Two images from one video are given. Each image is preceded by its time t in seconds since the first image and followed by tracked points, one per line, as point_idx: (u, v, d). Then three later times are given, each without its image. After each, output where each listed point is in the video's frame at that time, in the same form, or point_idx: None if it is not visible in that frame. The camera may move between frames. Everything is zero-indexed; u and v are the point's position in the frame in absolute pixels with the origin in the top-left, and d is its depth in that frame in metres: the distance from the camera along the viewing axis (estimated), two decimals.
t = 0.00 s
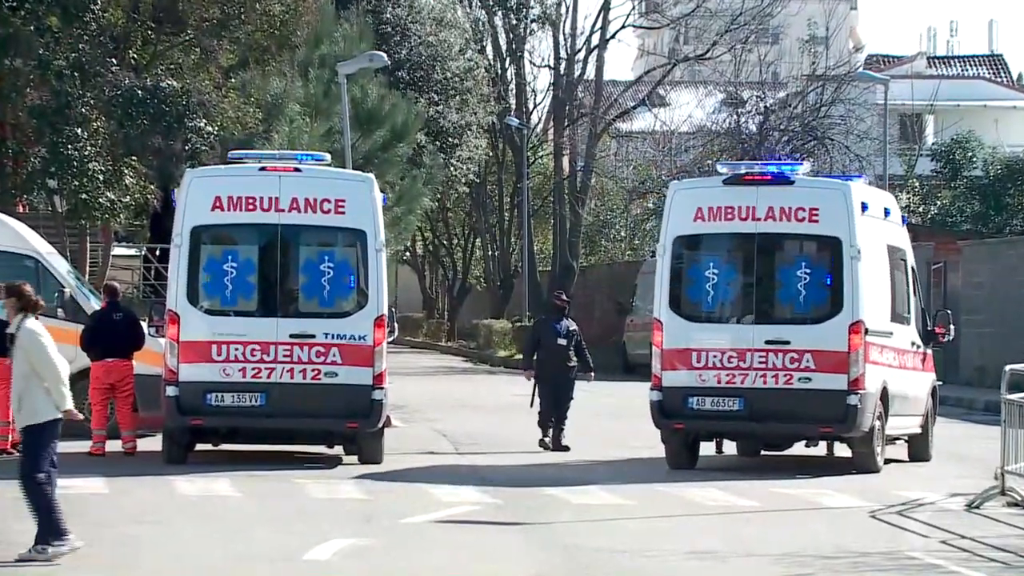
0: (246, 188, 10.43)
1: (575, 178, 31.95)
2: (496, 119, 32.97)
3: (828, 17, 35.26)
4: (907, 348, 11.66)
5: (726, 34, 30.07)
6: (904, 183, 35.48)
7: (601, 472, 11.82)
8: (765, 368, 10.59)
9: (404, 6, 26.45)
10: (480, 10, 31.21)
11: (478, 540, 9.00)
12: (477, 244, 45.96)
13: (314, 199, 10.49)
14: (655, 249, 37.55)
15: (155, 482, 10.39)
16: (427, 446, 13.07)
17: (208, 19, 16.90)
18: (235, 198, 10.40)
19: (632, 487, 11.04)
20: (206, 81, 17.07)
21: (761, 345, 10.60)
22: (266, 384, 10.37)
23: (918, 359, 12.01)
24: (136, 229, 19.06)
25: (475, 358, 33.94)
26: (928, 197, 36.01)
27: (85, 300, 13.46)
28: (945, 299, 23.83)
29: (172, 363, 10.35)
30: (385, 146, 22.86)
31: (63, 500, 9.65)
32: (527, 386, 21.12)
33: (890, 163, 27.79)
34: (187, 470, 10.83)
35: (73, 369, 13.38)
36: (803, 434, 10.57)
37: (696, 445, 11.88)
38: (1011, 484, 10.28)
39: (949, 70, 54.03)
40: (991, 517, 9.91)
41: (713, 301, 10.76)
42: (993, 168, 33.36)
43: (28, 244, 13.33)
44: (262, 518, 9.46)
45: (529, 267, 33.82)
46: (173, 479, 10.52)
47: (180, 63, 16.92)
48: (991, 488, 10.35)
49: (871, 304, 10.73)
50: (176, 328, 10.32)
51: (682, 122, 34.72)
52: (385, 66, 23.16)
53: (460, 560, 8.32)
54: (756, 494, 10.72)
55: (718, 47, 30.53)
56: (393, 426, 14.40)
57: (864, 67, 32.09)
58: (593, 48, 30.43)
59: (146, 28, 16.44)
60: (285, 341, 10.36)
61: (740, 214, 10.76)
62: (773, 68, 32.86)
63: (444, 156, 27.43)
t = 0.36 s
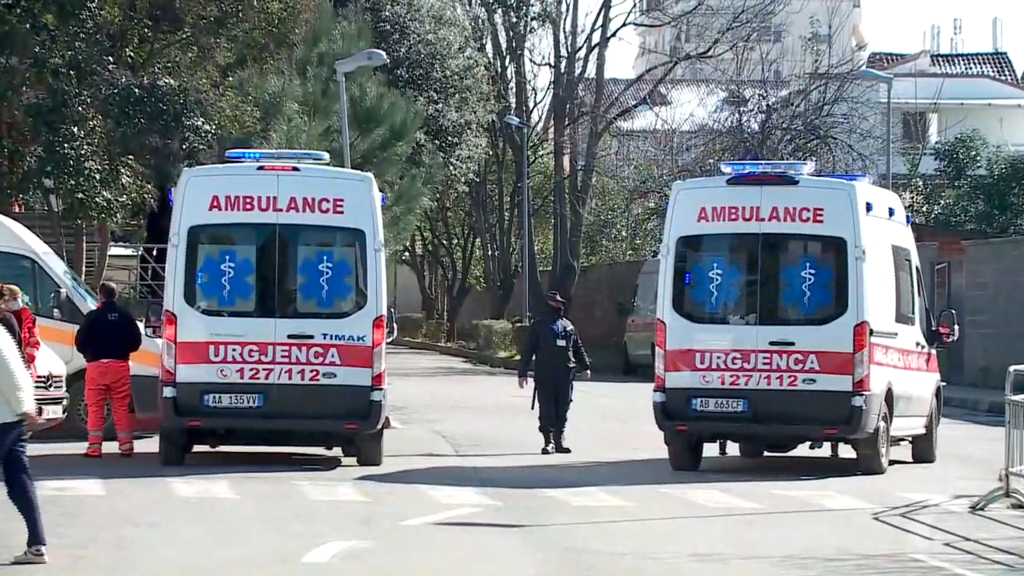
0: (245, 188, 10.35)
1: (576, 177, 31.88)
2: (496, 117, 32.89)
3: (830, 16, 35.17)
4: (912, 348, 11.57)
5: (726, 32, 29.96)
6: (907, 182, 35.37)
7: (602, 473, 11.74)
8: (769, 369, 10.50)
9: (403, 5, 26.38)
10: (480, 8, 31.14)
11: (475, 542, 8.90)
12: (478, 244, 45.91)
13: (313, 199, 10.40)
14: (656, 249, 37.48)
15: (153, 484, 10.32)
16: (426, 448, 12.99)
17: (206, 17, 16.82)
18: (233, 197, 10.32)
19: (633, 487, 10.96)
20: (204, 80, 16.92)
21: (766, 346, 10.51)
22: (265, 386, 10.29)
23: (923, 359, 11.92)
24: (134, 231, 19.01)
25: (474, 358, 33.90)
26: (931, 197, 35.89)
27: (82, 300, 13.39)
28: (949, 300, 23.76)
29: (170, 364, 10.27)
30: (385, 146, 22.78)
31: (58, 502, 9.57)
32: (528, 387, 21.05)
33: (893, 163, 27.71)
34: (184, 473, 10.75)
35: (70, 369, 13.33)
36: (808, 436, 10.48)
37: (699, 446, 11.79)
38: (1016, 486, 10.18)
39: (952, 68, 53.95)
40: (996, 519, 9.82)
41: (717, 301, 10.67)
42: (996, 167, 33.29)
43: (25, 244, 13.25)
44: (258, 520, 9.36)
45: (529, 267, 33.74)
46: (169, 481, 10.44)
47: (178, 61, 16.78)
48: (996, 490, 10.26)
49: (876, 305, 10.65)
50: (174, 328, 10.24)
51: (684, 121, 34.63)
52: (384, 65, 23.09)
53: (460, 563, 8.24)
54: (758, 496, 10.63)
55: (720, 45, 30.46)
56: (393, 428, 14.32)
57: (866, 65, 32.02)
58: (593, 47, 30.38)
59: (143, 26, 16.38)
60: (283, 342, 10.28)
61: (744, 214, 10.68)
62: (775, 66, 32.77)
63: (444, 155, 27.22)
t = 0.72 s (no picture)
0: (248, 188, 10.33)
1: (578, 177, 31.86)
2: (498, 117, 32.87)
3: (833, 15, 35.09)
4: (916, 349, 11.56)
5: (729, 32, 29.93)
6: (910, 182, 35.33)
7: (604, 473, 11.73)
8: (774, 370, 10.48)
9: (405, 5, 26.36)
10: (483, 8, 31.11)
11: (477, 543, 8.89)
12: (480, 244, 45.91)
13: (316, 199, 10.38)
14: (658, 249, 37.43)
15: (155, 484, 10.30)
16: (428, 449, 12.97)
17: (207, 16, 16.81)
18: (235, 198, 10.30)
19: (635, 488, 10.95)
20: (206, 79, 16.94)
21: (770, 347, 10.49)
22: (268, 387, 10.27)
23: (926, 360, 11.90)
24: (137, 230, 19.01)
25: (476, 359, 33.90)
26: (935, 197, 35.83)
27: (83, 300, 13.40)
28: (953, 301, 23.77)
29: (172, 364, 10.25)
30: (387, 146, 22.76)
31: (60, 502, 9.57)
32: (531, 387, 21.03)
33: (896, 162, 27.68)
34: (186, 473, 10.73)
35: (71, 370, 13.32)
36: (812, 436, 10.47)
37: (703, 447, 11.77)
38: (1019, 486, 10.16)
39: (955, 68, 53.91)
40: (1000, 521, 9.79)
41: (721, 301, 10.65)
42: (1000, 167, 33.26)
43: (27, 244, 13.23)
44: (260, 520, 9.34)
45: (532, 267, 33.73)
46: (172, 482, 10.43)
47: (180, 60, 16.78)
48: (999, 491, 10.24)
49: (880, 306, 10.63)
50: (175, 329, 10.22)
51: (686, 121, 34.61)
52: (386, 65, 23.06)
53: (462, 564, 8.21)
54: (762, 497, 10.61)
55: (723, 45, 30.41)
56: (395, 428, 14.31)
57: (870, 65, 31.97)
58: (595, 47, 30.40)
59: (144, 26, 16.36)
60: (286, 342, 10.26)
61: (748, 215, 10.65)
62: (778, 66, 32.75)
63: (445, 154, 27.30)
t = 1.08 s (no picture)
0: (252, 188, 10.33)
1: (581, 176, 31.86)
2: (501, 117, 32.84)
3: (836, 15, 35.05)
4: (919, 349, 11.56)
5: (732, 31, 29.91)
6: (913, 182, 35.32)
7: (606, 474, 11.73)
8: (778, 369, 10.48)
9: (408, 5, 26.32)
10: (486, 8, 31.11)
11: (480, 543, 8.89)
12: (482, 244, 45.92)
13: (319, 198, 10.38)
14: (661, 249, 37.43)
15: (159, 484, 10.30)
16: (431, 449, 12.98)
17: (211, 17, 16.78)
18: (238, 198, 10.30)
19: (638, 488, 10.95)
20: (209, 80, 16.93)
21: (774, 347, 10.49)
22: (272, 387, 10.27)
23: (930, 360, 11.90)
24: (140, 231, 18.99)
25: (479, 360, 33.90)
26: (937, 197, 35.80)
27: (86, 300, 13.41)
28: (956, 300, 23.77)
29: (176, 364, 10.25)
30: (390, 146, 22.76)
31: (63, 502, 9.57)
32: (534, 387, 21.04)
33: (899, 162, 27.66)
34: (189, 473, 10.73)
35: (74, 369, 13.33)
36: (816, 436, 10.47)
37: (706, 446, 11.77)
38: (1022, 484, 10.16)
39: (958, 68, 53.90)
40: (1003, 520, 9.79)
41: (725, 301, 10.64)
42: (1003, 167, 33.28)
43: (29, 244, 13.22)
44: (263, 520, 9.34)
45: (535, 267, 33.74)
46: (176, 482, 10.42)
47: (183, 61, 16.79)
48: (1002, 491, 10.23)
49: (884, 306, 10.63)
50: (179, 329, 10.22)
51: (689, 121, 34.60)
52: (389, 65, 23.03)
53: (465, 564, 8.21)
54: (765, 497, 10.61)
55: (726, 45, 30.41)
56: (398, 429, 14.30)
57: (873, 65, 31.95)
58: (598, 47, 30.37)
59: (147, 26, 16.32)
60: (289, 342, 10.26)
61: (753, 215, 10.65)
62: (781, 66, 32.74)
63: (448, 154, 27.31)
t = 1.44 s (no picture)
0: (260, 188, 10.35)
1: (590, 177, 31.88)
2: (510, 118, 32.86)
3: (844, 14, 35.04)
4: (928, 349, 11.56)
5: (741, 31, 29.90)
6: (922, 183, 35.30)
7: (614, 473, 11.74)
8: (786, 369, 10.49)
9: (417, 5, 26.40)
10: (495, 8, 31.17)
11: (489, 542, 8.91)
12: (491, 245, 45.97)
13: (328, 199, 10.40)
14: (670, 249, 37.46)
15: (168, 484, 10.32)
16: (440, 449, 13.00)
17: (221, 18, 16.82)
18: (248, 198, 10.32)
19: (646, 488, 10.97)
20: (219, 81, 16.91)
21: (783, 347, 10.50)
22: (282, 386, 10.29)
23: (938, 360, 11.90)
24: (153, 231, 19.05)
25: (488, 360, 33.95)
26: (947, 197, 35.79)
27: (97, 301, 13.45)
28: (965, 301, 23.76)
29: (185, 364, 10.27)
30: (400, 146, 22.80)
31: (73, 502, 9.59)
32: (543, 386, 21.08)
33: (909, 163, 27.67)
34: (198, 473, 10.75)
35: (85, 370, 13.37)
36: (824, 436, 10.47)
37: (715, 446, 11.78)
38: None
39: (968, 68, 53.85)
40: (1012, 521, 9.79)
41: (734, 300, 10.64)
42: (1012, 167, 33.26)
43: (39, 244, 13.25)
44: (272, 520, 9.36)
45: (543, 267, 33.80)
46: (185, 481, 10.45)
47: (193, 62, 16.81)
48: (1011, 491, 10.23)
49: (892, 306, 10.64)
50: (189, 329, 10.24)
51: (698, 121, 34.62)
52: (398, 66, 23.06)
53: (474, 564, 8.23)
54: (774, 497, 10.62)
55: (735, 46, 30.42)
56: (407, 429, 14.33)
57: (881, 65, 31.95)
58: (607, 47, 30.41)
59: (156, 27, 16.49)
60: (298, 342, 10.28)
61: (761, 215, 10.65)
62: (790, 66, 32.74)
63: (458, 155, 27.34)
